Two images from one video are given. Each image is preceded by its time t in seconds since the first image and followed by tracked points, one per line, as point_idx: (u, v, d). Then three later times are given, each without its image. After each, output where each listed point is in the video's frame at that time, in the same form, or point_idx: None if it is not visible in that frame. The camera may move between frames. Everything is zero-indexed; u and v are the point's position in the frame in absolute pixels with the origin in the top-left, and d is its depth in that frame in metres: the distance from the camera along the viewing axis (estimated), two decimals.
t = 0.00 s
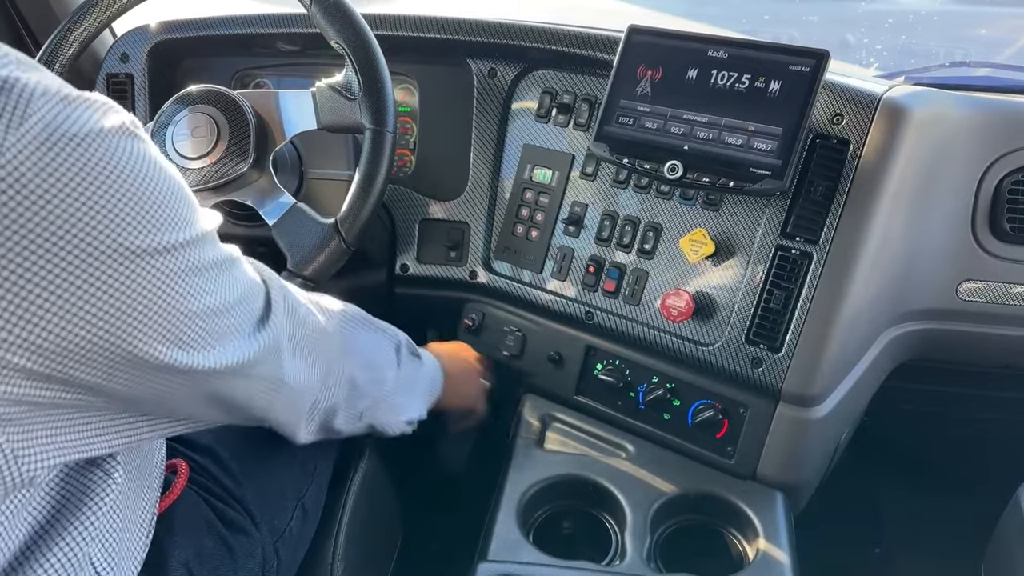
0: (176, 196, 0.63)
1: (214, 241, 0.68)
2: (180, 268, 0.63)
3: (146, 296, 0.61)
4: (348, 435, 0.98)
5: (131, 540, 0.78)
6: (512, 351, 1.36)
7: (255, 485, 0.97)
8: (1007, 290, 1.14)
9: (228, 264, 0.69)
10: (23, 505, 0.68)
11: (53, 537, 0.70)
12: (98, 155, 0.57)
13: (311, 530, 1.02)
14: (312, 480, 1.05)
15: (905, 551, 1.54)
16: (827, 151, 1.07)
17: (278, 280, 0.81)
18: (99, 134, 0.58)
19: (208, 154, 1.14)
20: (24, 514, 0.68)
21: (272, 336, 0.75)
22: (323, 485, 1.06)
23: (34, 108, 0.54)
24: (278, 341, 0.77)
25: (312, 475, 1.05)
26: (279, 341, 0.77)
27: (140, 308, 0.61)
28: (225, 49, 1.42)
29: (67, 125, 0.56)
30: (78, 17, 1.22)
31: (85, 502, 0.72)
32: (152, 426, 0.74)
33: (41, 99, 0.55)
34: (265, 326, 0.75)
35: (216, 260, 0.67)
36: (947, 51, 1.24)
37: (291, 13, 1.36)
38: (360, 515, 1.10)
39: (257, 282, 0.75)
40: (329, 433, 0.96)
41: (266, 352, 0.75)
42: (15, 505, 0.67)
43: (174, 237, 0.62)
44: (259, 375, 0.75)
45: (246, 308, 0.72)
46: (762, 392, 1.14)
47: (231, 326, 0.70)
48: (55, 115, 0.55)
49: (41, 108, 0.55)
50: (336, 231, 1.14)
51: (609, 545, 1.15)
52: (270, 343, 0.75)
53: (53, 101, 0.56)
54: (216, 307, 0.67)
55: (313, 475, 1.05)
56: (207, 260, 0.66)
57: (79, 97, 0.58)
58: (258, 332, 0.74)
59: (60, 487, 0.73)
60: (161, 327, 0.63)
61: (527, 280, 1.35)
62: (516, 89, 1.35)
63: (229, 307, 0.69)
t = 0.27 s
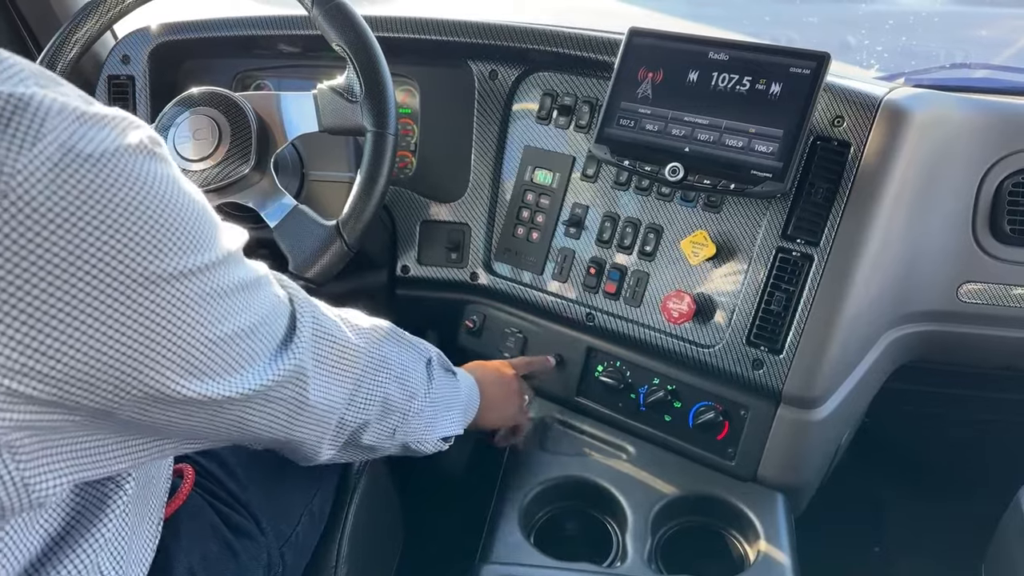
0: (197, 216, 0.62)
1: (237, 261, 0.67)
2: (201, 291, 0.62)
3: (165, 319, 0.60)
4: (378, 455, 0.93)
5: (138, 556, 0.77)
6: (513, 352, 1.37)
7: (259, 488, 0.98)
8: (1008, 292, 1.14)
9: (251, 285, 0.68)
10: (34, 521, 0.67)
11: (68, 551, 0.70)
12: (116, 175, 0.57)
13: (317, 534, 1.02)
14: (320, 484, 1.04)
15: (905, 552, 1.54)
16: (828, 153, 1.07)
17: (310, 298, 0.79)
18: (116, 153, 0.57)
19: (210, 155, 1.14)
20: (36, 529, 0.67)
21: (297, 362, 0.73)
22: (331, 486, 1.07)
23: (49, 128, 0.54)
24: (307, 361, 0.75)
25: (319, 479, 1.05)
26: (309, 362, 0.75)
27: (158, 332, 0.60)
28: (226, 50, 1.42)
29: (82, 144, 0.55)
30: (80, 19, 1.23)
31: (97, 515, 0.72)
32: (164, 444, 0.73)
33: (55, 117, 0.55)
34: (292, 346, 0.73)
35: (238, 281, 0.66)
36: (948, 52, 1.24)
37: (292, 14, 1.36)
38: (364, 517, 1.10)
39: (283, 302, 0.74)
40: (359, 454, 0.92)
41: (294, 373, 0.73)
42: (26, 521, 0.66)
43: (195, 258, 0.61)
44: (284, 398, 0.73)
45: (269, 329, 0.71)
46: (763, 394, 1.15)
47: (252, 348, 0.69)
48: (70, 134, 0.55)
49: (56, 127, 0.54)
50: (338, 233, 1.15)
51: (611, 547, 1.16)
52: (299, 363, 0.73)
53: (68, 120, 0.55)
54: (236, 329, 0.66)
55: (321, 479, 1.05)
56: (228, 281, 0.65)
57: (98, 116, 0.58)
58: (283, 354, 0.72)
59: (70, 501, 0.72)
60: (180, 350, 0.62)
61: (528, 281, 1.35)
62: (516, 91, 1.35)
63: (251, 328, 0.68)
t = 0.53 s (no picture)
0: (214, 224, 0.62)
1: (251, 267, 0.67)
2: (218, 297, 0.63)
3: (184, 325, 0.61)
4: (382, 457, 0.94)
5: (147, 559, 0.77)
6: (514, 352, 1.37)
7: (264, 489, 0.98)
8: (1009, 292, 1.14)
9: (264, 291, 0.69)
10: (47, 524, 0.67)
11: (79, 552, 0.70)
12: (137, 183, 0.57)
13: (322, 534, 1.03)
14: (325, 485, 1.05)
15: (905, 552, 1.54)
16: (830, 154, 1.07)
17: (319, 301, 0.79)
18: (136, 162, 0.57)
19: (215, 156, 1.15)
20: (49, 532, 0.67)
21: (309, 367, 0.73)
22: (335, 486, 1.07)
23: (73, 138, 0.54)
24: (318, 364, 0.75)
25: (324, 480, 1.05)
26: (319, 367, 0.75)
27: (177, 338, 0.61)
28: (228, 52, 1.43)
29: (103, 153, 0.56)
30: (84, 21, 1.23)
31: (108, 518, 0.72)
32: (174, 447, 0.73)
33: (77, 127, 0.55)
34: (303, 351, 0.73)
35: (253, 287, 0.67)
36: (948, 53, 1.24)
37: (294, 16, 1.36)
38: (368, 518, 1.11)
39: (295, 307, 0.74)
40: (363, 455, 0.92)
41: (305, 377, 0.73)
42: (39, 526, 0.66)
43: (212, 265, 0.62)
44: (296, 403, 0.74)
45: (282, 334, 0.71)
46: (764, 394, 1.15)
47: (266, 353, 0.69)
48: (91, 144, 0.55)
49: (78, 137, 0.54)
50: (341, 234, 1.15)
51: (614, 547, 1.16)
52: (310, 367, 0.74)
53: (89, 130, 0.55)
54: (251, 335, 0.66)
55: (326, 480, 1.05)
56: (243, 286, 0.65)
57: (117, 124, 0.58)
58: (295, 359, 0.73)
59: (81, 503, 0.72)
60: (198, 356, 0.62)
61: (530, 282, 1.35)
62: (519, 92, 1.35)
63: (265, 333, 0.68)
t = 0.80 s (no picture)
0: (202, 222, 0.63)
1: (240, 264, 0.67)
2: (208, 293, 0.63)
3: (173, 322, 0.61)
4: (383, 451, 0.94)
5: (143, 557, 0.77)
6: (514, 352, 1.37)
7: (263, 488, 0.99)
8: (1009, 292, 1.14)
9: (255, 288, 0.69)
10: (42, 522, 0.67)
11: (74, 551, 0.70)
12: (125, 180, 0.57)
13: (322, 532, 1.03)
14: (324, 484, 1.05)
15: (906, 552, 1.54)
16: (829, 154, 1.08)
17: (315, 297, 0.79)
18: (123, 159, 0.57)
19: (214, 156, 1.15)
20: (44, 531, 0.68)
21: (303, 363, 0.73)
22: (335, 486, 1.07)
23: (60, 135, 0.54)
24: (313, 360, 0.75)
25: (324, 479, 1.05)
26: (314, 363, 0.75)
27: (166, 334, 0.61)
28: (228, 51, 1.43)
29: (90, 150, 0.56)
30: (84, 20, 1.23)
31: (104, 517, 0.72)
32: (170, 445, 0.73)
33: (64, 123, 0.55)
34: (298, 348, 0.73)
35: (243, 284, 0.67)
36: (948, 53, 1.24)
37: (294, 15, 1.36)
38: (368, 517, 1.11)
39: (289, 303, 0.74)
40: (364, 450, 0.92)
41: (300, 374, 0.73)
42: (33, 524, 0.66)
43: (201, 261, 0.62)
44: (289, 400, 0.74)
45: (275, 331, 0.71)
46: (764, 394, 1.15)
47: (258, 349, 0.69)
48: (78, 141, 0.55)
49: (65, 134, 0.55)
50: (341, 234, 1.15)
51: (612, 547, 1.16)
52: (305, 364, 0.74)
53: (76, 127, 0.56)
54: (242, 331, 0.67)
55: (326, 479, 1.05)
56: (233, 283, 0.65)
57: (105, 121, 0.58)
58: (290, 355, 0.73)
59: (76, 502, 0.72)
60: (188, 352, 0.62)
61: (529, 282, 1.35)
62: (518, 91, 1.35)
63: (257, 330, 0.68)
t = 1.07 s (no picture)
0: (197, 219, 0.63)
1: (236, 260, 0.67)
2: (204, 289, 0.63)
3: (169, 318, 0.61)
4: (386, 447, 0.94)
5: (142, 554, 0.78)
6: (514, 352, 1.37)
7: (263, 488, 0.99)
8: (1009, 292, 1.14)
9: (252, 285, 0.69)
10: (39, 521, 0.68)
11: (72, 550, 0.70)
12: (120, 178, 0.57)
13: (321, 532, 1.03)
14: (324, 483, 1.05)
15: (906, 552, 1.54)
16: (829, 154, 1.08)
17: (314, 294, 0.79)
18: (117, 157, 0.57)
19: (214, 156, 1.15)
20: (41, 530, 0.68)
21: (302, 360, 0.73)
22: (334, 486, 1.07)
23: (55, 133, 0.54)
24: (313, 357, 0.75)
25: (323, 478, 1.05)
26: (314, 360, 0.75)
27: (162, 330, 0.61)
28: (228, 51, 1.43)
29: (83, 148, 0.56)
30: (84, 20, 1.23)
31: (101, 516, 0.72)
32: (167, 444, 0.73)
33: (58, 121, 0.55)
34: (298, 345, 0.73)
35: (239, 280, 0.67)
36: (948, 52, 1.24)
37: (294, 15, 1.36)
38: (367, 516, 1.11)
39: (287, 300, 0.74)
40: (366, 446, 0.92)
41: (299, 371, 0.73)
42: (30, 522, 0.66)
43: (196, 258, 0.62)
44: (288, 397, 0.74)
45: (273, 327, 0.71)
46: (764, 394, 1.15)
47: (256, 345, 0.69)
48: (72, 139, 0.55)
49: (60, 132, 0.55)
50: (341, 234, 1.15)
51: (612, 546, 1.16)
52: (304, 361, 0.74)
53: (70, 125, 0.56)
54: (239, 328, 0.66)
55: (325, 478, 1.05)
56: (229, 279, 0.65)
57: (99, 119, 0.58)
58: (289, 352, 0.73)
59: (72, 502, 0.72)
60: (185, 349, 0.62)
61: (529, 281, 1.35)
62: (518, 91, 1.36)
63: (254, 326, 0.68)
